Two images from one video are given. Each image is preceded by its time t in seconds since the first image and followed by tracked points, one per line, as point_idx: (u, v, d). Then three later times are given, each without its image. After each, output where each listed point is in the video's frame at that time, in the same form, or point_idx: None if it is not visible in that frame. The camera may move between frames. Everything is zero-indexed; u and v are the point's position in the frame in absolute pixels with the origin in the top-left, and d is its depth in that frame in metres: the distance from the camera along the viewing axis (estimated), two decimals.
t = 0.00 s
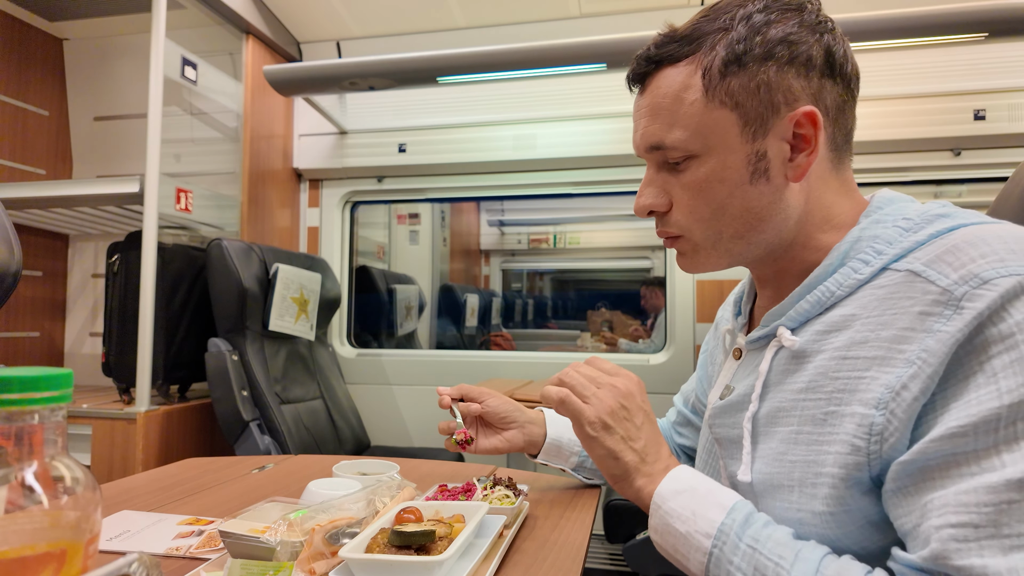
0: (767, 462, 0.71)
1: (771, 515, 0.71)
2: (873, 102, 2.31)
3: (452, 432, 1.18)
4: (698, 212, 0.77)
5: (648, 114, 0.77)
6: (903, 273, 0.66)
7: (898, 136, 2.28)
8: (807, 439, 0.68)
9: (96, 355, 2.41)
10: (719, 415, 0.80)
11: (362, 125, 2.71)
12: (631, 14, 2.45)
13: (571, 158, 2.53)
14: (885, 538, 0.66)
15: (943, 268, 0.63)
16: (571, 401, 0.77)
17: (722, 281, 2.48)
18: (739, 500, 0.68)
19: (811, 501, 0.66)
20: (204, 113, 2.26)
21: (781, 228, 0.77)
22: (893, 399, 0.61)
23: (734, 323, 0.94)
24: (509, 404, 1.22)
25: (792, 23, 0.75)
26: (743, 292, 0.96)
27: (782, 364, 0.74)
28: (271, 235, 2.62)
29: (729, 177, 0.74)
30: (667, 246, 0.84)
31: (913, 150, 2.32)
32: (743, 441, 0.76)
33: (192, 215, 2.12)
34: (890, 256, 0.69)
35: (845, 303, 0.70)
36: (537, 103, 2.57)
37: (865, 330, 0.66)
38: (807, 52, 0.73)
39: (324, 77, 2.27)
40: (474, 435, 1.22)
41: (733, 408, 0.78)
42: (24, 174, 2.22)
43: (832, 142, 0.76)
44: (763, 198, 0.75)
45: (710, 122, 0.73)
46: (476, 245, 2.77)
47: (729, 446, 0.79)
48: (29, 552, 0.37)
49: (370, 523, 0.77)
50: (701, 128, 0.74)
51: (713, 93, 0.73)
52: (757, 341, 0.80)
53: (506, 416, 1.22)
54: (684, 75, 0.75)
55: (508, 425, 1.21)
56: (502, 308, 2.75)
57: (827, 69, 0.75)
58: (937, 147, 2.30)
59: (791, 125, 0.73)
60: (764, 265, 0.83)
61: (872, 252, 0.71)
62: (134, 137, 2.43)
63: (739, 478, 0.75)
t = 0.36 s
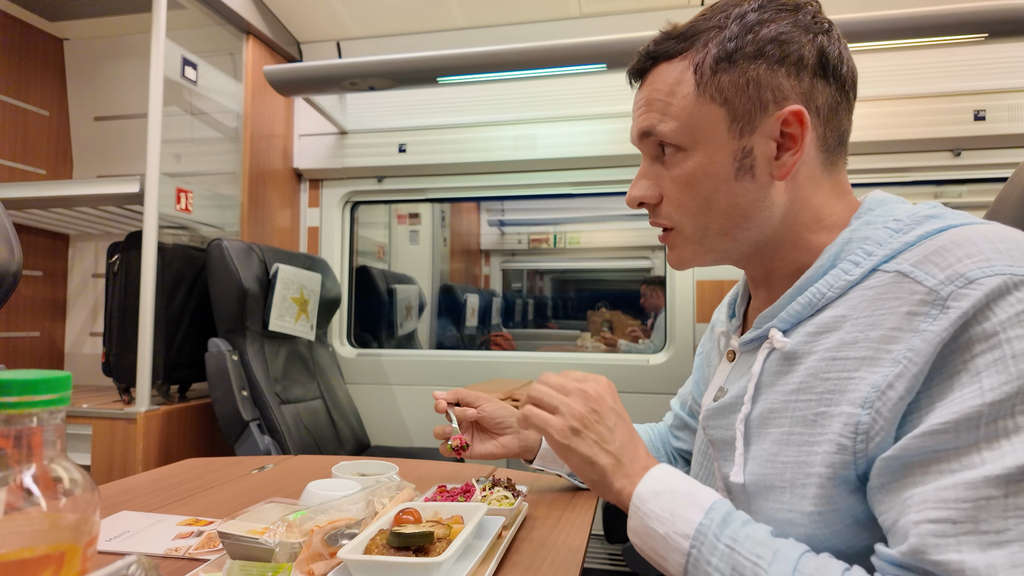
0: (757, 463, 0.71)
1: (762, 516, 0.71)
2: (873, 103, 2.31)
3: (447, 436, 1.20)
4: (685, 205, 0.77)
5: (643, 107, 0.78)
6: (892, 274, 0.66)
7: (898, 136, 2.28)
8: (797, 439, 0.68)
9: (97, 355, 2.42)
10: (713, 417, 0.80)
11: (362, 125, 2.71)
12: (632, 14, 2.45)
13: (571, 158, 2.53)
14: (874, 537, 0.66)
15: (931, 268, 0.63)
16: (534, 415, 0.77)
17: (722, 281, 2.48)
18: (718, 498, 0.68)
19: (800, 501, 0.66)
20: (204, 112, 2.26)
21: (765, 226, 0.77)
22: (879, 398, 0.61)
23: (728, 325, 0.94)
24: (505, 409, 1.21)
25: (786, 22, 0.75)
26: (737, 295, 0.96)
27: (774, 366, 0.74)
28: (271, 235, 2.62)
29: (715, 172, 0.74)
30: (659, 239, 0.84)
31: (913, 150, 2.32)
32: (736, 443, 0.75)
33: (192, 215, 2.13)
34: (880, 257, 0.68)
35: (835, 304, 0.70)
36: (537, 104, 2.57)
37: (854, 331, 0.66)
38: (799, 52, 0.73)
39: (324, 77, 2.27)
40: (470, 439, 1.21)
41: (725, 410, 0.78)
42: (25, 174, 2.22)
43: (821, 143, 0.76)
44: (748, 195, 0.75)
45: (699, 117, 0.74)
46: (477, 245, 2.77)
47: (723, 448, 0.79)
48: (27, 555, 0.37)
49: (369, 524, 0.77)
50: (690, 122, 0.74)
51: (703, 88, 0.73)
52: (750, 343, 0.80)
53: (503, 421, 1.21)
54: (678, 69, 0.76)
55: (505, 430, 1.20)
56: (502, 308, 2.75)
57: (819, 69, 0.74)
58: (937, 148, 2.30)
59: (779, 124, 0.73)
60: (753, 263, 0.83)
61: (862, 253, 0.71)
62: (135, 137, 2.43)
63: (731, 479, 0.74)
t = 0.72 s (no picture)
0: (764, 466, 0.71)
1: (768, 520, 0.70)
2: (874, 102, 2.31)
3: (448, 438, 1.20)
4: (694, 197, 0.77)
5: (652, 97, 0.78)
6: (902, 276, 0.66)
7: (899, 136, 2.28)
8: (804, 443, 0.68)
9: (97, 354, 2.42)
10: (718, 418, 0.80)
11: (363, 124, 2.71)
12: (633, 13, 2.44)
13: (571, 158, 2.53)
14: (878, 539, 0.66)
15: (942, 271, 0.63)
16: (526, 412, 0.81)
17: (722, 281, 2.48)
18: (707, 497, 0.67)
19: (805, 505, 0.66)
20: (205, 112, 2.26)
21: (776, 220, 0.77)
22: (885, 401, 0.61)
23: (734, 323, 0.94)
24: (506, 411, 1.20)
25: (801, 10, 0.74)
26: (743, 291, 0.96)
27: (782, 368, 0.73)
28: (272, 234, 2.62)
29: (724, 165, 0.74)
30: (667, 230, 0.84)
31: (914, 150, 2.32)
32: (742, 444, 0.75)
33: (193, 215, 2.13)
34: (889, 258, 0.68)
35: (844, 306, 0.70)
36: (538, 103, 2.57)
37: (863, 333, 0.66)
38: (814, 41, 0.73)
39: (324, 76, 2.27)
40: (471, 442, 1.21)
41: (731, 411, 0.78)
42: (25, 173, 2.22)
43: (833, 135, 0.76)
44: (757, 188, 0.74)
45: (709, 109, 0.74)
46: (477, 245, 2.76)
47: (728, 449, 0.79)
48: (30, 549, 0.37)
49: (371, 521, 0.77)
50: (700, 113, 0.74)
51: (713, 78, 0.73)
52: (756, 343, 0.80)
53: (502, 423, 1.21)
54: (688, 59, 0.76)
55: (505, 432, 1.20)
56: (503, 308, 2.74)
57: (834, 59, 0.74)
58: (937, 147, 2.30)
59: (791, 116, 0.73)
60: (762, 258, 0.83)
61: (872, 254, 0.71)
62: (136, 136, 2.43)
63: (737, 482, 0.74)
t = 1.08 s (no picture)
0: (770, 466, 0.71)
1: (774, 521, 0.70)
2: (875, 101, 2.30)
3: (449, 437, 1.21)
4: (699, 208, 0.76)
5: (645, 113, 0.77)
6: (908, 275, 0.66)
7: (900, 136, 2.28)
8: (811, 443, 0.68)
9: (97, 354, 2.42)
10: (722, 418, 0.79)
11: (363, 124, 2.71)
12: (633, 12, 2.44)
13: (572, 157, 2.53)
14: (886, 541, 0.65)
15: (949, 270, 0.63)
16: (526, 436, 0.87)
17: (723, 280, 2.48)
18: (703, 515, 0.65)
19: (813, 506, 0.66)
20: (205, 112, 2.26)
21: (783, 223, 0.76)
22: (893, 402, 0.60)
23: (736, 323, 0.94)
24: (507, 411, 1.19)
25: (787, 13, 0.75)
26: (745, 291, 0.96)
27: (786, 367, 0.73)
28: (272, 234, 2.62)
29: (728, 173, 0.73)
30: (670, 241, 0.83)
31: (915, 149, 2.32)
32: (747, 444, 0.75)
33: (193, 214, 2.12)
34: (894, 256, 0.68)
35: (849, 305, 0.70)
36: (538, 103, 2.57)
37: (869, 333, 0.66)
38: (803, 42, 0.73)
39: (324, 76, 2.27)
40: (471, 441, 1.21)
41: (735, 411, 0.78)
42: (25, 173, 2.22)
43: (832, 133, 0.76)
44: (764, 193, 0.74)
45: (707, 118, 0.73)
46: (477, 244, 2.76)
47: (733, 449, 0.78)
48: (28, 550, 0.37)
49: (371, 521, 0.77)
50: (698, 124, 0.73)
51: (708, 89, 0.72)
52: (760, 343, 0.79)
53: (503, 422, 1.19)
54: (677, 73, 0.75)
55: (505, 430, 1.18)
56: (503, 308, 2.74)
57: (825, 59, 0.74)
58: (938, 146, 2.30)
59: (790, 118, 0.73)
60: (765, 264, 0.83)
61: (876, 252, 0.71)
62: (136, 136, 2.42)
63: (742, 482, 0.74)
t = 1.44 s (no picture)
0: (771, 463, 0.71)
1: (776, 517, 0.70)
2: (875, 101, 2.30)
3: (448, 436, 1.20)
4: (697, 206, 0.76)
5: (643, 112, 0.77)
6: (906, 270, 0.66)
7: (900, 135, 2.27)
8: (812, 438, 0.67)
9: (97, 354, 2.41)
10: (723, 416, 0.79)
11: (363, 123, 2.71)
12: (633, 11, 2.44)
13: (573, 156, 2.53)
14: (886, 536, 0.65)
15: (947, 264, 0.63)
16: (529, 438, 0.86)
17: (723, 280, 2.48)
18: (701, 510, 0.65)
19: (814, 501, 0.66)
20: (205, 111, 2.25)
21: (782, 220, 0.76)
22: (892, 395, 0.60)
23: (735, 322, 0.93)
24: (507, 409, 1.19)
25: (784, 12, 0.75)
26: (744, 290, 0.95)
27: (786, 364, 0.73)
28: (272, 233, 2.61)
29: (726, 170, 0.73)
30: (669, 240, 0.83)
31: (915, 148, 2.32)
32: (748, 442, 0.75)
33: (193, 213, 2.12)
34: (893, 252, 0.68)
35: (848, 301, 0.70)
36: (538, 102, 2.57)
37: (868, 328, 0.66)
38: (800, 40, 0.73)
39: (324, 75, 2.27)
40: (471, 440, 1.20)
41: (737, 409, 0.78)
42: (25, 172, 2.22)
43: (829, 131, 0.76)
44: (762, 190, 0.74)
45: (705, 116, 0.73)
46: (477, 244, 2.76)
47: (733, 447, 0.78)
48: (26, 547, 0.36)
49: (371, 520, 0.77)
50: (696, 122, 0.73)
51: (706, 87, 0.72)
52: (760, 341, 0.79)
53: (504, 421, 1.19)
54: (674, 71, 0.75)
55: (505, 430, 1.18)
56: (503, 307, 2.74)
57: (822, 57, 0.74)
58: (938, 146, 2.29)
59: (788, 115, 0.73)
60: (764, 261, 0.82)
61: (875, 249, 0.71)
62: (136, 136, 2.42)
63: (743, 479, 0.74)
